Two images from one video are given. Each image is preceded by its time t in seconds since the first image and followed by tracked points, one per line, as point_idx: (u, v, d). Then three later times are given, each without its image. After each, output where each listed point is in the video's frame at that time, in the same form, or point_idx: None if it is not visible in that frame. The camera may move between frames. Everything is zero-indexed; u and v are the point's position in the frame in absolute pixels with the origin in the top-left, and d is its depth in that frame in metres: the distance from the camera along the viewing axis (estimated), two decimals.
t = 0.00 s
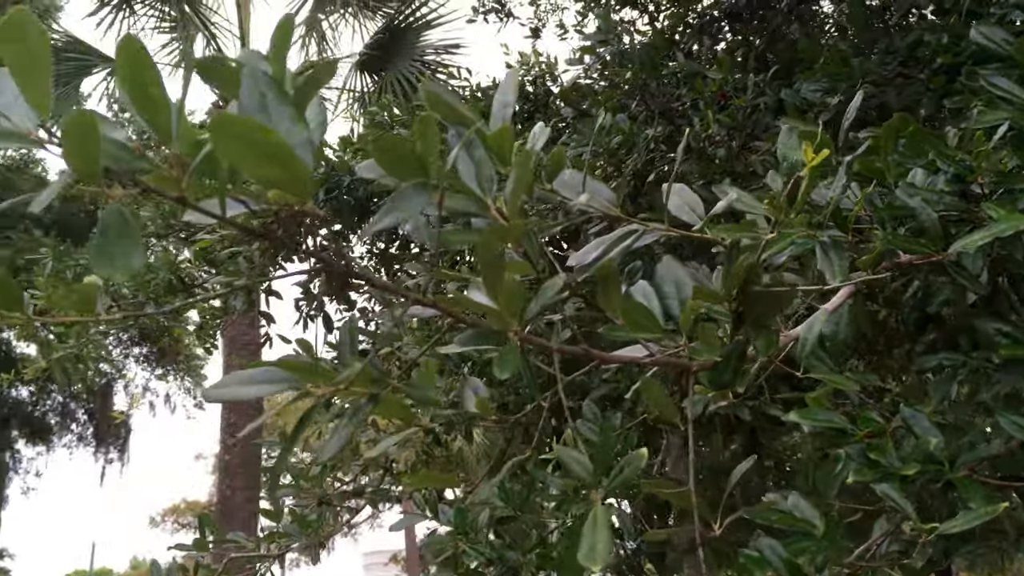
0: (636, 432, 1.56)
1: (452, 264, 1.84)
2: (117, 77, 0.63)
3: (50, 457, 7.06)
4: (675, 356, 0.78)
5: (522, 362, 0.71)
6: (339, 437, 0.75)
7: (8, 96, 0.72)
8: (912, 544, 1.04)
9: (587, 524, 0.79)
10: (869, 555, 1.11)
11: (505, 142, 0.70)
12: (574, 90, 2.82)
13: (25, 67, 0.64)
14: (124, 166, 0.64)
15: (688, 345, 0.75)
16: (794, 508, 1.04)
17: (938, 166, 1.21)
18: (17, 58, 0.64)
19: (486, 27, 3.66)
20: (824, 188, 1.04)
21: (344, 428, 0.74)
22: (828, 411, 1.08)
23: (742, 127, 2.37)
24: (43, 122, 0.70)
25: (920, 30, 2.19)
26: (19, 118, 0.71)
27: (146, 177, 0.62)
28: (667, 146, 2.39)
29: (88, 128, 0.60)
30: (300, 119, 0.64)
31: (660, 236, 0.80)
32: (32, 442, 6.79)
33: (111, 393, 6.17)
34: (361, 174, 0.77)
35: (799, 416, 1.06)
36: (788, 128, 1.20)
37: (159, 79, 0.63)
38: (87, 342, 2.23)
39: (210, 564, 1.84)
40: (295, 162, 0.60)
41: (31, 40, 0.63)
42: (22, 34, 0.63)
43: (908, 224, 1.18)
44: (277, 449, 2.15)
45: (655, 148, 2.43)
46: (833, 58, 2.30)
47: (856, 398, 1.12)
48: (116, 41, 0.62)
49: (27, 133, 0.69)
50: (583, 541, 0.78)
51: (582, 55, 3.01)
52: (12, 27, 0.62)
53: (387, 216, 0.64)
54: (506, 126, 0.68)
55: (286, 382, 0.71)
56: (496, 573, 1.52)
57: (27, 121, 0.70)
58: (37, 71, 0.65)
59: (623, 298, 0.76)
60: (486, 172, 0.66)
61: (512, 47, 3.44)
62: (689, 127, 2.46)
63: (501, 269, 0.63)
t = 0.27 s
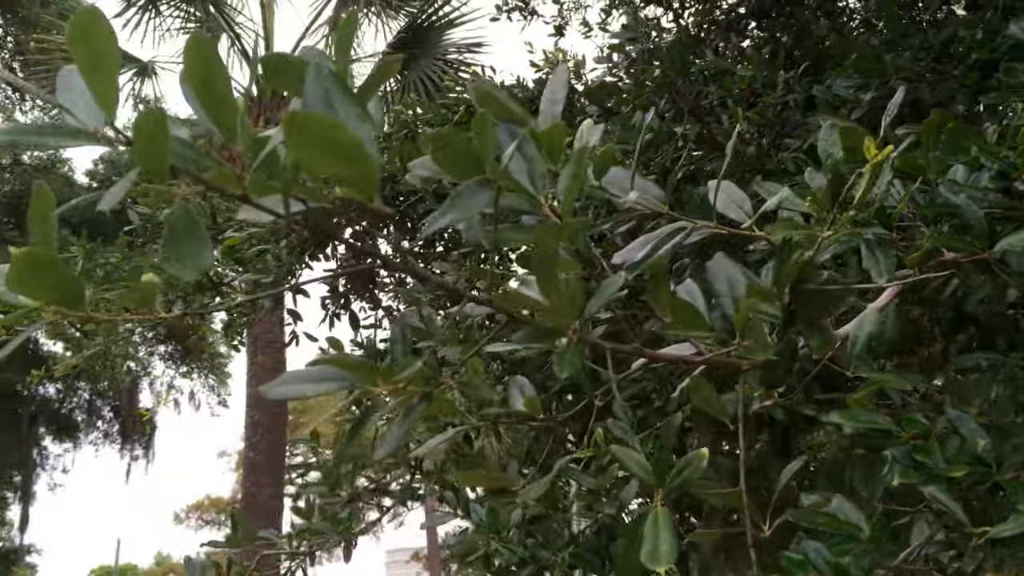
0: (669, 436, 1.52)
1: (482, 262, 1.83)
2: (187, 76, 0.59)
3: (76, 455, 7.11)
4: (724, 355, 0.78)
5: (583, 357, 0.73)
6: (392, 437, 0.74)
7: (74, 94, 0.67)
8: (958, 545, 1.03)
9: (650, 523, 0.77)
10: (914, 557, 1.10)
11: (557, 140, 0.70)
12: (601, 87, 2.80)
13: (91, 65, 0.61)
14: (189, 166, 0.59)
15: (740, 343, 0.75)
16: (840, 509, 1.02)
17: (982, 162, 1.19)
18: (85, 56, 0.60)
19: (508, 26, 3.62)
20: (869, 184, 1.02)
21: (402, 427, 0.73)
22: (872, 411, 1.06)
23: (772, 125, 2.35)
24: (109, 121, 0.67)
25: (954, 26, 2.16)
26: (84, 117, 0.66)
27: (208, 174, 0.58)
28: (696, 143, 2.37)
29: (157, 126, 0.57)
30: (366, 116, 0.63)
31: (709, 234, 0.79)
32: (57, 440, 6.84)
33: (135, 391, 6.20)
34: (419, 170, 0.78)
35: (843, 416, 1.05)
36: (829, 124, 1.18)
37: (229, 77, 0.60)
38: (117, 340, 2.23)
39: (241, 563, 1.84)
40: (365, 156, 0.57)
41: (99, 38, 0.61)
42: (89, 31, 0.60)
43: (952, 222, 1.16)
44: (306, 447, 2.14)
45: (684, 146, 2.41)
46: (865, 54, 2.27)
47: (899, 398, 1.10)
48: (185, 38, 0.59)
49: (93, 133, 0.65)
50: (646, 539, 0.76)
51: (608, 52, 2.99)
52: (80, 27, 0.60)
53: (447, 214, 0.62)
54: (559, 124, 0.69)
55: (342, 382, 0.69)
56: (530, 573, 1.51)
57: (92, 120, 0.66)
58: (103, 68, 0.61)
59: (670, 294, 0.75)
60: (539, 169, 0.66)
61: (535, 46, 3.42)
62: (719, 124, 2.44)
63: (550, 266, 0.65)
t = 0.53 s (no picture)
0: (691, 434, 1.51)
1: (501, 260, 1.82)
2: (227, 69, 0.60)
3: (96, 453, 7.14)
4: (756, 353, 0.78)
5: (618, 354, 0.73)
6: (423, 434, 0.73)
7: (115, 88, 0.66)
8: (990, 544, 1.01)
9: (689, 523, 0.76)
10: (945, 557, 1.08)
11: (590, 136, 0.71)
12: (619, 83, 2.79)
13: (133, 59, 0.61)
14: (225, 160, 0.59)
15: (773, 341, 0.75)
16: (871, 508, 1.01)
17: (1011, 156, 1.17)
18: (128, 50, 0.61)
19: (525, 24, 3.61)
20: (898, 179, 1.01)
21: (434, 423, 0.72)
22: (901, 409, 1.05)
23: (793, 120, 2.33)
24: (148, 114, 0.66)
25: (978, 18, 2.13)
26: (125, 112, 0.65)
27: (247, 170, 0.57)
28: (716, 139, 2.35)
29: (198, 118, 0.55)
30: (404, 112, 0.63)
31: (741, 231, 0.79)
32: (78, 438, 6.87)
33: (154, 390, 6.23)
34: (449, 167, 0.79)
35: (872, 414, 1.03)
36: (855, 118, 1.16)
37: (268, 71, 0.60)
38: (138, 339, 2.23)
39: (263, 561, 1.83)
40: (403, 152, 0.58)
41: (141, 33, 0.61)
42: (135, 22, 0.61)
43: (981, 217, 1.15)
44: (326, 445, 2.14)
45: (704, 142, 2.39)
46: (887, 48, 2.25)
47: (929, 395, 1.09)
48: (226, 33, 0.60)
49: (132, 128, 0.65)
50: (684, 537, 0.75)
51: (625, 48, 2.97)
52: (125, 21, 0.61)
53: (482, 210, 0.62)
54: (594, 121, 0.69)
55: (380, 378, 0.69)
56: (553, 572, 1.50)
57: (133, 115, 0.65)
58: (145, 62, 0.62)
59: (701, 290, 0.74)
60: (572, 165, 0.67)
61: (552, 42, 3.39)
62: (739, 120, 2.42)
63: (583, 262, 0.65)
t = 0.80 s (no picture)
0: (717, 440, 1.51)
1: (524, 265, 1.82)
2: (280, 96, 0.60)
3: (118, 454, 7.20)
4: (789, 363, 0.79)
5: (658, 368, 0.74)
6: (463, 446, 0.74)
7: (168, 110, 0.65)
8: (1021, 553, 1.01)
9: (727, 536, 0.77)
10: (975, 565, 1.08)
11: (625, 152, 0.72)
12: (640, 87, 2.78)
13: (187, 85, 0.60)
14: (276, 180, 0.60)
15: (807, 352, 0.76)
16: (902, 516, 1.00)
17: None
18: (181, 77, 0.60)
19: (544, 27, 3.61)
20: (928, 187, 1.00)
21: (474, 436, 0.73)
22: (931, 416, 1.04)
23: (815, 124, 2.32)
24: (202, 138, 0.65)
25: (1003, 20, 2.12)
26: (181, 137, 0.64)
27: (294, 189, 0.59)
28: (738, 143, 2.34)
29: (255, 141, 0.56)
30: (451, 132, 0.64)
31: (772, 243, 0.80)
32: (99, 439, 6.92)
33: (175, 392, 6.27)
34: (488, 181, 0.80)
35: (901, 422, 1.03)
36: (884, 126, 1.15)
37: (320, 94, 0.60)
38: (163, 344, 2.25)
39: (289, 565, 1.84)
40: (451, 173, 0.59)
41: (195, 62, 0.60)
42: (187, 52, 0.60)
43: (1011, 223, 1.14)
44: (350, 449, 2.15)
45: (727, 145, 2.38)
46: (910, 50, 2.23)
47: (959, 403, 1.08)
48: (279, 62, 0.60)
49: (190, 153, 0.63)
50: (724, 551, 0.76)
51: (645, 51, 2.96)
52: (179, 49, 0.60)
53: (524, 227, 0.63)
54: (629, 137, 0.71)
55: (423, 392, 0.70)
56: None
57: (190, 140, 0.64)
58: (199, 90, 0.61)
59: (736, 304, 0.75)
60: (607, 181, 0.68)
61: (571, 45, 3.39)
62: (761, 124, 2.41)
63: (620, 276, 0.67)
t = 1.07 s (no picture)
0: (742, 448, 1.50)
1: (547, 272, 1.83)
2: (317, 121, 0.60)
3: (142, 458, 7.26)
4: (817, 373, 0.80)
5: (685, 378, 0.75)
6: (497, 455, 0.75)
7: (208, 133, 0.65)
8: None
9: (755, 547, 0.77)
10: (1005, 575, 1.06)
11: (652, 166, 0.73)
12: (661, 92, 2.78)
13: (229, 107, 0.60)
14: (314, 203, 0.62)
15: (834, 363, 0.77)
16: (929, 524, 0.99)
17: None
18: (224, 100, 0.60)
19: (564, 33, 3.62)
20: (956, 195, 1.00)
21: (509, 446, 0.75)
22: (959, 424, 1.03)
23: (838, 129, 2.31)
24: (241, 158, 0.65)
25: None
26: (223, 158, 0.64)
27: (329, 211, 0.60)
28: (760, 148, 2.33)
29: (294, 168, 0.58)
30: (483, 151, 0.65)
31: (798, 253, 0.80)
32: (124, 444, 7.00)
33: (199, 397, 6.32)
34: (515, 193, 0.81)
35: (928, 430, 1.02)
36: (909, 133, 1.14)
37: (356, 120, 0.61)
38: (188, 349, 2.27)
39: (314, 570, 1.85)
40: (485, 195, 0.60)
41: (238, 86, 0.60)
42: (231, 79, 0.60)
43: None
44: (374, 455, 2.16)
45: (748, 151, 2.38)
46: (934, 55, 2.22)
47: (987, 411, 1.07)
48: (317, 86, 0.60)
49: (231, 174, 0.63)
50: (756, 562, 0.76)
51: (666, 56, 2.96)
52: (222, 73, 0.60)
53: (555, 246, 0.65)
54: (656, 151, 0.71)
55: (461, 403, 0.72)
56: None
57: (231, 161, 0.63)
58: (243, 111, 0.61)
59: (763, 315, 0.76)
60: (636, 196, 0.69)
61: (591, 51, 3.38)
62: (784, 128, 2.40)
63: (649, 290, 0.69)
